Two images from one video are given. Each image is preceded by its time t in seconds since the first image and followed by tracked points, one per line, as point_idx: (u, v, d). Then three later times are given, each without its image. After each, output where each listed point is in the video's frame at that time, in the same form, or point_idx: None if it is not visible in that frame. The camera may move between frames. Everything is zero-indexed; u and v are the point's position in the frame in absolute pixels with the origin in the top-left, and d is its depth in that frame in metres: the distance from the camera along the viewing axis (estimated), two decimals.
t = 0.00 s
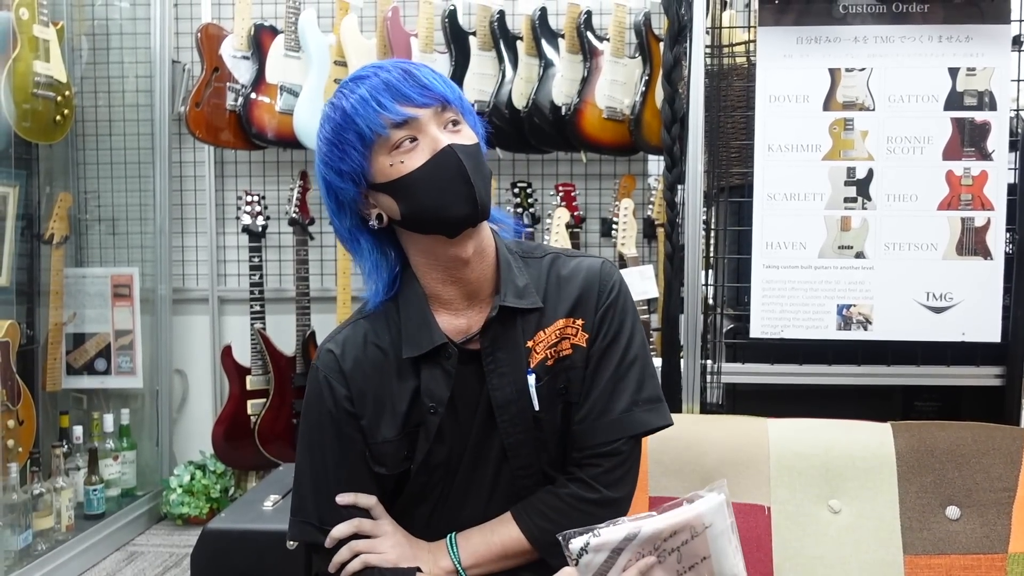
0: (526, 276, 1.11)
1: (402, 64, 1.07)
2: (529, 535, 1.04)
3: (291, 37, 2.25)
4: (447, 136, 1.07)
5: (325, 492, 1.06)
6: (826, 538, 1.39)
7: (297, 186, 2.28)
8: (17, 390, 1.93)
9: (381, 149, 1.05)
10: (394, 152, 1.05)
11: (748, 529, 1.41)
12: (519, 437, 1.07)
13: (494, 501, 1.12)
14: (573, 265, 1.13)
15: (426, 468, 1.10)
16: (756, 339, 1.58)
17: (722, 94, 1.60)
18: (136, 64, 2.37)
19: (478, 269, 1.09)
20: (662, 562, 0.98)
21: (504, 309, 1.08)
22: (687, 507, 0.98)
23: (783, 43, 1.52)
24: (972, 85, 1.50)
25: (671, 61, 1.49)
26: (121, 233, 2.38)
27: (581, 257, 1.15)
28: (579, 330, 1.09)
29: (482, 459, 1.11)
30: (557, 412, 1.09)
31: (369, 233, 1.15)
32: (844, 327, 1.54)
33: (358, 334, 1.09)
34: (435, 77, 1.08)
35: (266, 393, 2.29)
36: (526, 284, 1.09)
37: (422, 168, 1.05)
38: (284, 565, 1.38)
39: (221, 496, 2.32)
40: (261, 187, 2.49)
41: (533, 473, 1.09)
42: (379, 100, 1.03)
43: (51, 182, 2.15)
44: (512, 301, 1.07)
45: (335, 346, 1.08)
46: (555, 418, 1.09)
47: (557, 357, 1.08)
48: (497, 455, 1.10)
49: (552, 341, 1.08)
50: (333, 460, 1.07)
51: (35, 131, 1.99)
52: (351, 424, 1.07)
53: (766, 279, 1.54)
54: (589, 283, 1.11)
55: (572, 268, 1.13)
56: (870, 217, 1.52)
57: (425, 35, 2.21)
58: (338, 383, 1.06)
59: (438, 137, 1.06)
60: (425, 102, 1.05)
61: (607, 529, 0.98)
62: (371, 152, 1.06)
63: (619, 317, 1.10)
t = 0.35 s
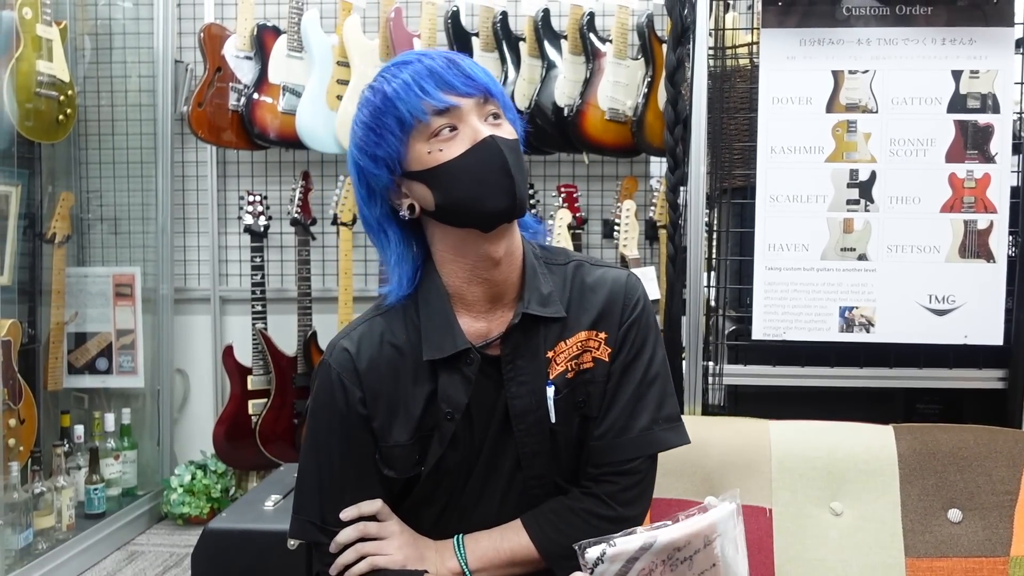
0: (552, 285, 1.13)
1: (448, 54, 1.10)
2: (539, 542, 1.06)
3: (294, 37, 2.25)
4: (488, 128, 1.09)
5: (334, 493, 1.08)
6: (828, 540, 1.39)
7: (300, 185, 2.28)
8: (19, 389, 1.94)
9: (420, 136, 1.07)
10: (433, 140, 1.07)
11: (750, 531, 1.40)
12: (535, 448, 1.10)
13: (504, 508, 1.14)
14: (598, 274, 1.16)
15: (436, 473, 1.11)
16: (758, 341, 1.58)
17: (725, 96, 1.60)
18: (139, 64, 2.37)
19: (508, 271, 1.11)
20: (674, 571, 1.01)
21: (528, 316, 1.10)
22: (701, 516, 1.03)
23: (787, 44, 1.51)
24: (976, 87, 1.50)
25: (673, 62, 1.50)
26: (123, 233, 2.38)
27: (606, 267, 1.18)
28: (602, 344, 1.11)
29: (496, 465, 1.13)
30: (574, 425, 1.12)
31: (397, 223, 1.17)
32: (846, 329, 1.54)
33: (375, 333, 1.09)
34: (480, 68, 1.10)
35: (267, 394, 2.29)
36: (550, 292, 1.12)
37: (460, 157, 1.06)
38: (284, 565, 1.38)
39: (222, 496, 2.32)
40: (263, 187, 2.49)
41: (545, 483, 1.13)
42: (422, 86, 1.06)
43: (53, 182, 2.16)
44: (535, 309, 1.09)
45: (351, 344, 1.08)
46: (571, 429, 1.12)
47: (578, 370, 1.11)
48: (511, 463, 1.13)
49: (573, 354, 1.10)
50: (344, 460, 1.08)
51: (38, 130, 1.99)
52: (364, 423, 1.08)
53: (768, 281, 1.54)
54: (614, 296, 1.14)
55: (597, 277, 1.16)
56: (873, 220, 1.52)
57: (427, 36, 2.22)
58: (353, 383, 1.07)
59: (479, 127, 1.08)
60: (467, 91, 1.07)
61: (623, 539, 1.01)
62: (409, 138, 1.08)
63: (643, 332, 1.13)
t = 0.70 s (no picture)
0: (583, 301, 1.14)
1: (487, 59, 1.07)
2: (551, 555, 1.10)
3: (296, 37, 2.25)
4: (521, 142, 1.07)
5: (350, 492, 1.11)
6: (829, 540, 1.39)
7: (301, 186, 2.28)
8: (20, 388, 1.94)
9: (449, 147, 1.06)
10: (464, 152, 1.06)
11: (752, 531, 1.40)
12: (559, 468, 1.13)
13: (518, 518, 1.19)
14: (633, 291, 1.17)
15: (454, 481, 1.15)
16: (760, 341, 1.58)
17: (727, 96, 1.60)
18: (141, 64, 2.37)
19: (535, 281, 1.12)
20: None
21: (557, 333, 1.12)
22: (727, 545, 1.08)
23: (788, 44, 1.52)
24: (978, 87, 1.50)
25: (675, 63, 1.46)
26: (125, 233, 2.38)
27: (641, 283, 1.18)
28: (631, 364, 1.13)
29: (516, 476, 1.17)
30: (596, 443, 1.14)
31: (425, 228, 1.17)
32: (848, 329, 1.53)
33: (398, 339, 1.12)
34: (519, 76, 1.07)
35: (268, 394, 2.29)
36: (581, 308, 1.13)
37: (488, 174, 1.05)
38: (285, 564, 1.38)
39: (223, 496, 2.32)
40: (265, 187, 2.49)
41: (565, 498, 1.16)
42: (456, 95, 1.04)
43: (55, 181, 2.16)
44: (565, 326, 1.11)
45: (374, 350, 1.10)
46: (594, 447, 1.15)
47: (604, 389, 1.13)
48: (530, 478, 1.17)
49: (600, 372, 1.13)
50: (362, 463, 1.11)
51: (41, 131, 1.99)
52: (384, 429, 1.11)
53: (770, 280, 1.54)
54: (646, 315, 1.14)
55: (632, 293, 1.17)
56: (874, 220, 1.52)
57: (429, 36, 2.22)
58: (374, 391, 1.09)
59: (512, 142, 1.06)
60: (503, 102, 1.05)
61: (650, 550, 1.06)
62: (438, 147, 1.06)
63: (675, 353, 1.14)
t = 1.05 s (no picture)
0: (602, 313, 1.15)
1: (560, 55, 1.09)
2: (544, 569, 1.10)
3: (297, 36, 2.25)
4: (563, 142, 1.07)
5: (345, 469, 1.11)
6: (829, 539, 1.39)
7: (301, 184, 2.28)
8: (21, 387, 1.94)
9: (492, 128, 1.08)
10: (503, 135, 1.08)
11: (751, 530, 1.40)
12: (558, 478, 1.14)
13: (512, 522, 1.20)
14: (653, 310, 1.18)
15: (448, 477, 1.15)
16: (760, 339, 1.58)
17: (727, 94, 1.60)
18: (141, 62, 2.37)
19: (556, 286, 1.12)
20: None
21: (572, 342, 1.13)
22: (727, 549, 1.01)
23: (789, 42, 1.51)
24: (978, 85, 1.50)
25: (675, 59, 1.43)
26: (125, 231, 2.38)
27: (664, 305, 1.19)
28: (642, 384, 1.15)
29: (513, 482, 1.18)
30: (598, 460, 1.16)
31: (465, 205, 1.19)
32: (848, 328, 1.53)
33: (409, 321, 1.13)
34: (584, 79, 1.07)
35: (268, 392, 2.29)
36: (600, 320, 1.14)
37: (517, 163, 1.06)
38: (284, 562, 1.37)
39: (222, 494, 2.32)
40: (265, 185, 2.49)
41: (561, 511, 1.17)
42: (514, 79, 1.06)
43: (56, 180, 2.16)
44: (581, 337, 1.12)
45: (384, 328, 1.12)
46: (595, 463, 1.16)
47: (611, 406, 1.14)
48: (527, 484, 1.17)
49: (609, 388, 1.14)
50: (360, 442, 1.11)
51: (42, 129, 1.99)
52: (386, 411, 1.12)
53: (770, 279, 1.54)
54: (664, 339, 1.16)
55: (653, 313, 1.18)
56: (875, 218, 1.52)
57: (430, 35, 2.20)
58: (381, 370, 1.11)
59: (553, 139, 1.06)
60: (556, 99, 1.06)
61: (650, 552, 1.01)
62: (484, 126, 1.09)
63: (689, 383, 1.15)
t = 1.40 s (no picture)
0: (625, 314, 1.15)
1: (611, 59, 1.08)
2: (557, 566, 1.11)
3: (296, 33, 2.25)
4: (606, 146, 1.07)
5: (363, 455, 1.10)
6: (829, 536, 1.39)
7: (301, 182, 2.27)
8: (21, 385, 1.95)
9: (537, 126, 1.09)
10: (549, 134, 1.08)
11: (751, 527, 1.40)
12: (575, 475, 1.14)
13: (523, 516, 1.20)
14: (673, 314, 1.19)
15: (465, 466, 1.15)
16: (759, 337, 1.58)
17: (726, 91, 1.60)
18: (141, 60, 2.37)
19: (583, 287, 1.12)
20: None
21: (597, 341, 1.12)
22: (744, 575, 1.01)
23: (788, 40, 1.51)
24: (978, 83, 1.49)
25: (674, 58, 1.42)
26: (125, 229, 2.38)
27: (682, 310, 1.20)
28: (661, 385, 1.15)
29: (527, 475, 1.18)
30: (612, 457, 1.17)
31: (504, 198, 1.20)
32: (848, 325, 1.53)
33: (435, 310, 1.12)
34: (633, 85, 1.07)
35: (268, 390, 2.29)
36: (623, 320, 1.13)
37: (559, 163, 1.06)
38: (285, 559, 1.37)
39: (223, 492, 2.32)
40: (265, 183, 2.49)
41: (574, 507, 1.17)
42: (563, 79, 1.07)
43: (55, 178, 2.17)
44: (607, 336, 1.11)
45: (411, 315, 1.11)
46: (610, 461, 1.17)
47: (631, 405, 1.14)
48: (541, 478, 1.18)
49: (630, 388, 1.14)
50: (379, 429, 1.10)
51: (41, 127, 1.99)
52: (408, 398, 1.11)
53: (770, 276, 1.54)
54: (684, 341, 1.16)
55: (672, 316, 1.18)
56: (874, 215, 1.52)
57: (430, 33, 2.20)
58: (406, 358, 1.09)
59: (597, 143, 1.06)
60: (604, 103, 1.06)
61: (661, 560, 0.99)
62: (530, 123, 1.09)
63: (704, 386, 1.17)
